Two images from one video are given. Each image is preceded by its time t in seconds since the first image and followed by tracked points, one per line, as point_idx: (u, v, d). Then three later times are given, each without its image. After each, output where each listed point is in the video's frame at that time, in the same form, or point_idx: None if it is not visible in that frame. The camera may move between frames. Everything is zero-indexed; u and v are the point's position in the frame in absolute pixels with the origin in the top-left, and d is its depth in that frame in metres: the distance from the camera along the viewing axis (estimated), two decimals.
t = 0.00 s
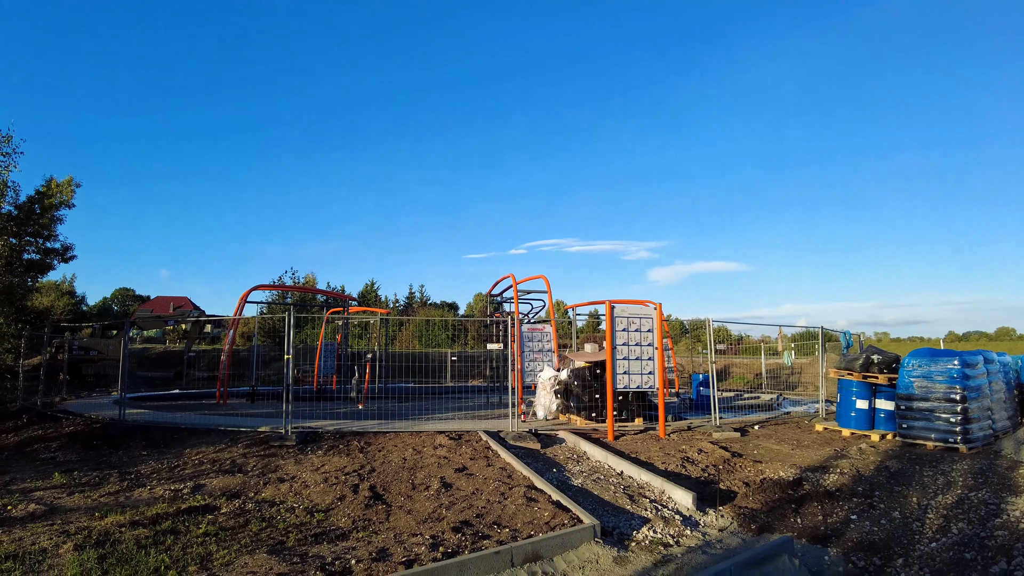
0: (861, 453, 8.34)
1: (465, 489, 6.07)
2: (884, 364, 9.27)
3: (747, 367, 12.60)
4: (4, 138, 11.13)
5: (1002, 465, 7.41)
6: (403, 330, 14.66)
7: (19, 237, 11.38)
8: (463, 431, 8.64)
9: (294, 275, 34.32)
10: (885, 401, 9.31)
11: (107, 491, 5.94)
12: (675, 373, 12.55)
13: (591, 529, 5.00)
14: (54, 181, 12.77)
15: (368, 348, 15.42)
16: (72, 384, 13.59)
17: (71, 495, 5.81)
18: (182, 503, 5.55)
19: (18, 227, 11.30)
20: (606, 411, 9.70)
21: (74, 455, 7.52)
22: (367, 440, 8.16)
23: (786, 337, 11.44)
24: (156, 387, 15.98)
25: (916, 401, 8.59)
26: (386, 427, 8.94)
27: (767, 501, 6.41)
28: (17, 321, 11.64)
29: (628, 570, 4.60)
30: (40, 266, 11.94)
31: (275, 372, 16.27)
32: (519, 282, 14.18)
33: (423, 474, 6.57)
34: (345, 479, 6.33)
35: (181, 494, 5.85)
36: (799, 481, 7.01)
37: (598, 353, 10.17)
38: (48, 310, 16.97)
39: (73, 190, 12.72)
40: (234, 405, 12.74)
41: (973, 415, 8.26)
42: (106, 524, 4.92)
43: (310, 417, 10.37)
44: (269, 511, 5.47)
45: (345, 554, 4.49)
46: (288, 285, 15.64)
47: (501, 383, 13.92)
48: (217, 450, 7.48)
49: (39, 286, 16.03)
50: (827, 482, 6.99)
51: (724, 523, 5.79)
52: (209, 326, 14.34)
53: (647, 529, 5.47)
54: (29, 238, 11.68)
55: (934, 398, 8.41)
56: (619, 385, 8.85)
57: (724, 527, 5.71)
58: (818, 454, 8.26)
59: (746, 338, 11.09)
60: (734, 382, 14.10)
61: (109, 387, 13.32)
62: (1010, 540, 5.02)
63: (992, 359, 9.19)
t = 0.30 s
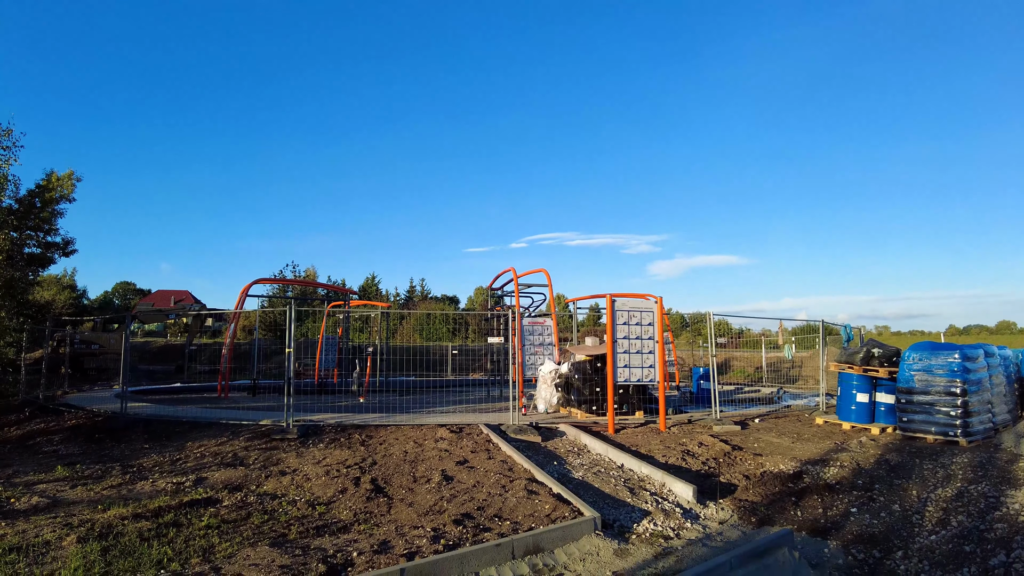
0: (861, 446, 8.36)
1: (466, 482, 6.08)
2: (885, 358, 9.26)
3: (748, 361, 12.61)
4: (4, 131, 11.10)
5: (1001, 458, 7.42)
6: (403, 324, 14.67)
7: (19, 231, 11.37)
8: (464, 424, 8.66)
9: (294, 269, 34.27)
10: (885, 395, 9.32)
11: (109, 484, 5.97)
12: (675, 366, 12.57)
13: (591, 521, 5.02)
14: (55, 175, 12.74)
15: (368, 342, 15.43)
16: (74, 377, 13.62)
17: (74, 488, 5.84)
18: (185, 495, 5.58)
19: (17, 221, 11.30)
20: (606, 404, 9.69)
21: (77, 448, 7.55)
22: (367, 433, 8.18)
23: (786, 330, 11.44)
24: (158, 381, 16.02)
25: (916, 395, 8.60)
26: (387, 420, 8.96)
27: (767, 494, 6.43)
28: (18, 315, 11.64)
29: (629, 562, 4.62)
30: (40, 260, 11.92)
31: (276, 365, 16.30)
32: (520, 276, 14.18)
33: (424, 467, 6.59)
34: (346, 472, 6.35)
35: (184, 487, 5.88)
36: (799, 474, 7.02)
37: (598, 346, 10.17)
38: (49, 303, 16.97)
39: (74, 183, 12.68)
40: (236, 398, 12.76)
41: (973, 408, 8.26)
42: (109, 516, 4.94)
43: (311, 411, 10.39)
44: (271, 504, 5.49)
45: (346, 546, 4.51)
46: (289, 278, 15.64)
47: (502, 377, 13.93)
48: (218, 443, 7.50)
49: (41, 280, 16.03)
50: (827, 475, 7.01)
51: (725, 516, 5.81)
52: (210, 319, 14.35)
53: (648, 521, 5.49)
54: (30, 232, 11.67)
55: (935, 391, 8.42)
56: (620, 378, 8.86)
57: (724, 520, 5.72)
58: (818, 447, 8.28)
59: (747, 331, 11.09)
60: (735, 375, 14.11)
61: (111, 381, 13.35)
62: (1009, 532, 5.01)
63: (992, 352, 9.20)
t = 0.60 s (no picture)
0: (861, 439, 8.37)
1: (467, 474, 6.10)
2: (885, 351, 9.25)
3: (748, 354, 12.62)
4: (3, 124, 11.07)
5: (1001, 451, 7.43)
6: (404, 317, 14.68)
7: (19, 224, 11.36)
8: (464, 417, 8.69)
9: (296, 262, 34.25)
10: (885, 388, 9.33)
11: (112, 476, 5.99)
12: (676, 360, 12.58)
13: (592, 513, 5.04)
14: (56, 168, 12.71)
15: (369, 335, 15.45)
16: (76, 370, 13.66)
17: (77, 481, 5.86)
18: (187, 488, 5.60)
19: (18, 214, 11.29)
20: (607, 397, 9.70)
21: (79, 441, 7.57)
22: (369, 425, 8.21)
23: (787, 324, 11.44)
24: (160, 374, 16.05)
25: (916, 388, 8.60)
26: (388, 413, 8.98)
27: (768, 487, 6.45)
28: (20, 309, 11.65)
29: (629, 554, 4.64)
30: (41, 254, 11.92)
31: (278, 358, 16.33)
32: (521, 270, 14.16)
33: (425, 460, 6.61)
34: (348, 465, 6.37)
35: (185, 479, 5.90)
36: (800, 466, 7.04)
37: (599, 340, 10.18)
38: (51, 296, 17.00)
39: (74, 177, 12.64)
40: (237, 391, 12.79)
41: (973, 401, 8.27)
42: (112, 508, 4.96)
43: (312, 404, 10.42)
44: (272, 496, 5.51)
45: (347, 539, 4.53)
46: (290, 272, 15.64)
47: (503, 370, 13.95)
48: (220, 436, 7.52)
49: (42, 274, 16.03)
50: (827, 468, 7.02)
51: (725, 508, 5.83)
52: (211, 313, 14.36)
53: (648, 514, 5.51)
54: (30, 226, 11.66)
55: (935, 384, 8.42)
56: (621, 371, 8.87)
57: (724, 512, 5.74)
58: (818, 440, 8.29)
59: (748, 324, 11.09)
60: (735, 368, 14.13)
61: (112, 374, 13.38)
62: (1009, 524, 5.01)
63: (993, 345, 9.20)
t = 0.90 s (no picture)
0: (861, 431, 8.39)
1: (468, 466, 6.13)
2: (886, 343, 9.25)
3: (749, 346, 12.63)
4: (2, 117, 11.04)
5: (1001, 443, 7.45)
6: (405, 310, 14.69)
7: (20, 217, 11.37)
8: (465, 409, 8.72)
9: (297, 255, 34.23)
10: (886, 380, 9.34)
11: (114, 468, 6.02)
12: (676, 352, 12.60)
13: (592, 505, 5.06)
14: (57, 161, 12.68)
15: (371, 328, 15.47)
16: (78, 363, 13.70)
17: (79, 473, 5.89)
18: (189, 480, 5.63)
19: (18, 207, 11.31)
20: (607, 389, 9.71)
21: (81, 433, 7.60)
22: (370, 418, 8.23)
23: (788, 316, 11.44)
24: (161, 366, 16.09)
25: (917, 380, 8.61)
26: (389, 406, 9.01)
27: (767, 479, 6.47)
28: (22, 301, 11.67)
29: (629, 545, 4.66)
30: (43, 247, 11.93)
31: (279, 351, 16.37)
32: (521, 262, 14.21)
33: (426, 452, 6.63)
34: (349, 457, 6.39)
35: (188, 471, 5.93)
36: (800, 458, 7.06)
37: (600, 332, 10.18)
38: (52, 289, 17.01)
39: (75, 171, 12.58)
40: (239, 384, 12.82)
41: (973, 393, 8.28)
42: (114, 500, 4.99)
43: (313, 396, 10.46)
44: (274, 488, 5.54)
45: (349, 530, 4.55)
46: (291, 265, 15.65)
47: (504, 362, 13.96)
48: (222, 428, 7.55)
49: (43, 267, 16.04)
50: (827, 460, 7.04)
51: (725, 500, 5.85)
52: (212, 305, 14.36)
53: (649, 505, 5.54)
54: (31, 219, 11.65)
55: (935, 377, 8.42)
56: (622, 363, 8.87)
57: (724, 504, 5.77)
58: (818, 432, 8.31)
59: (748, 317, 11.08)
60: (736, 361, 14.14)
61: (114, 367, 13.42)
62: (1007, 516, 5.02)
63: (993, 338, 9.20)
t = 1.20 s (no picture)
0: (861, 424, 8.40)
1: (469, 459, 6.14)
2: (886, 336, 9.26)
3: (749, 340, 12.64)
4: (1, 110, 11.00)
5: (1001, 436, 7.46)
6: (406, 303, 14.70)
7: (20, 210, 11.36)
8: (466, 402, 8.73)
9: (297, 249, 34.24)
10: (886, 373, 9.34)
11: (116, 461, 6.04)
12: (677, 345, 12.61)
13: (593, 497, 5.07)
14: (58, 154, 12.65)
15: (372, 321, 15.49)
16: (79, 356, 13.72)
17: (82, 465, 5.91)
18: (191, 473, 5.65)
19: (19, 200, 11.30)
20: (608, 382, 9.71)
21: (83, 427, 7.62)
22: (371, 411, 8.25)
23: (788, 309, 11.44)
24: (162, 360, 16.12)
25: (917, 373, 8.61)
26: (390, 399, 9.02)
27: (768, 472, 6.49)
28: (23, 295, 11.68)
29: (629, 538, 4.68)
30: (44, 240, 11.92)
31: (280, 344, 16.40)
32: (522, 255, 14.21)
33: (427, 445, 6.65)
34: (350, 450, 6.40)
35: (189, 464, 5.95)
36: (800, 451, 7.07)
37: (600, 325, 10.18)
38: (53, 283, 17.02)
39: (75, 164, 12.55)
40: (240, 377, 12.85)
41: (974, 386, 8.28)
42: (117, 493, 5.01)
43: (314, 389, 10.48)
44: (276, 481, 5.55)
45: (350, 523, 4.56)
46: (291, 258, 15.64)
47: (505, 355, 13.98)
48: (223, 421, 7.56)
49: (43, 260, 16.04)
50: (827, 453, 7.05)
51: (725, 493, 5.86)
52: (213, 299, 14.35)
53: (649, 498, 5.55)
54: (31, 212, 11.63)
55: (936, 370, 8.42)
56: (622, 356, 8.87)
57: (724, 497, 5.78)
58: (818, 425, 8.32)
59: (749, 310, 11.07)
60: (736, 354, 14.17)
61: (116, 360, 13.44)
62: (1007, 508, 5.02)
63: (994, 331, 9.20)
